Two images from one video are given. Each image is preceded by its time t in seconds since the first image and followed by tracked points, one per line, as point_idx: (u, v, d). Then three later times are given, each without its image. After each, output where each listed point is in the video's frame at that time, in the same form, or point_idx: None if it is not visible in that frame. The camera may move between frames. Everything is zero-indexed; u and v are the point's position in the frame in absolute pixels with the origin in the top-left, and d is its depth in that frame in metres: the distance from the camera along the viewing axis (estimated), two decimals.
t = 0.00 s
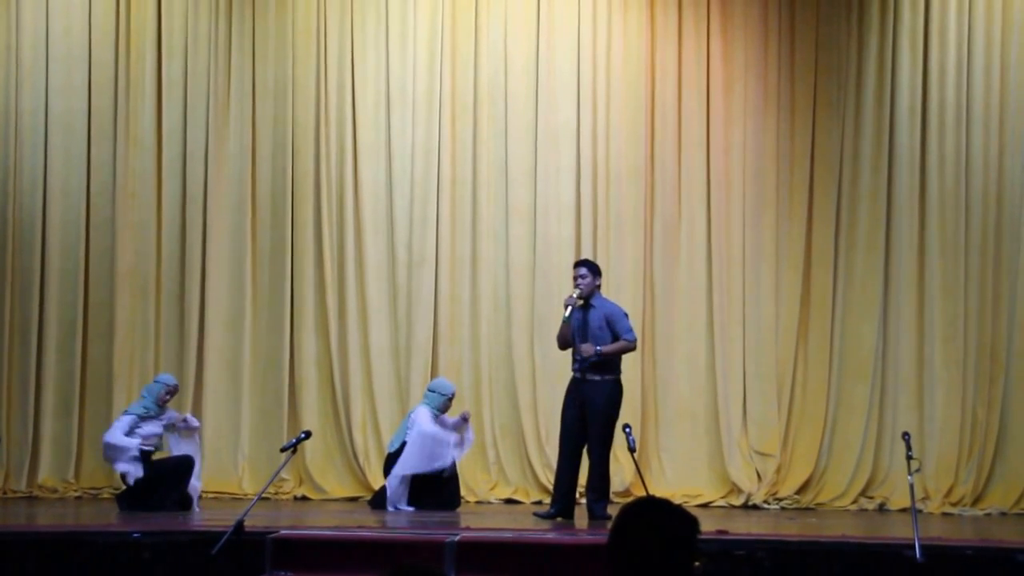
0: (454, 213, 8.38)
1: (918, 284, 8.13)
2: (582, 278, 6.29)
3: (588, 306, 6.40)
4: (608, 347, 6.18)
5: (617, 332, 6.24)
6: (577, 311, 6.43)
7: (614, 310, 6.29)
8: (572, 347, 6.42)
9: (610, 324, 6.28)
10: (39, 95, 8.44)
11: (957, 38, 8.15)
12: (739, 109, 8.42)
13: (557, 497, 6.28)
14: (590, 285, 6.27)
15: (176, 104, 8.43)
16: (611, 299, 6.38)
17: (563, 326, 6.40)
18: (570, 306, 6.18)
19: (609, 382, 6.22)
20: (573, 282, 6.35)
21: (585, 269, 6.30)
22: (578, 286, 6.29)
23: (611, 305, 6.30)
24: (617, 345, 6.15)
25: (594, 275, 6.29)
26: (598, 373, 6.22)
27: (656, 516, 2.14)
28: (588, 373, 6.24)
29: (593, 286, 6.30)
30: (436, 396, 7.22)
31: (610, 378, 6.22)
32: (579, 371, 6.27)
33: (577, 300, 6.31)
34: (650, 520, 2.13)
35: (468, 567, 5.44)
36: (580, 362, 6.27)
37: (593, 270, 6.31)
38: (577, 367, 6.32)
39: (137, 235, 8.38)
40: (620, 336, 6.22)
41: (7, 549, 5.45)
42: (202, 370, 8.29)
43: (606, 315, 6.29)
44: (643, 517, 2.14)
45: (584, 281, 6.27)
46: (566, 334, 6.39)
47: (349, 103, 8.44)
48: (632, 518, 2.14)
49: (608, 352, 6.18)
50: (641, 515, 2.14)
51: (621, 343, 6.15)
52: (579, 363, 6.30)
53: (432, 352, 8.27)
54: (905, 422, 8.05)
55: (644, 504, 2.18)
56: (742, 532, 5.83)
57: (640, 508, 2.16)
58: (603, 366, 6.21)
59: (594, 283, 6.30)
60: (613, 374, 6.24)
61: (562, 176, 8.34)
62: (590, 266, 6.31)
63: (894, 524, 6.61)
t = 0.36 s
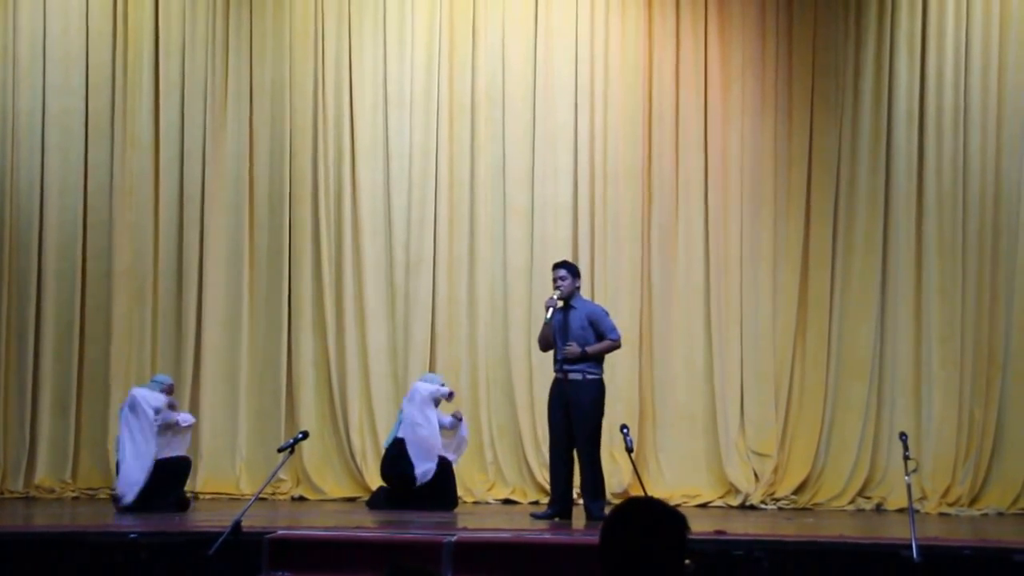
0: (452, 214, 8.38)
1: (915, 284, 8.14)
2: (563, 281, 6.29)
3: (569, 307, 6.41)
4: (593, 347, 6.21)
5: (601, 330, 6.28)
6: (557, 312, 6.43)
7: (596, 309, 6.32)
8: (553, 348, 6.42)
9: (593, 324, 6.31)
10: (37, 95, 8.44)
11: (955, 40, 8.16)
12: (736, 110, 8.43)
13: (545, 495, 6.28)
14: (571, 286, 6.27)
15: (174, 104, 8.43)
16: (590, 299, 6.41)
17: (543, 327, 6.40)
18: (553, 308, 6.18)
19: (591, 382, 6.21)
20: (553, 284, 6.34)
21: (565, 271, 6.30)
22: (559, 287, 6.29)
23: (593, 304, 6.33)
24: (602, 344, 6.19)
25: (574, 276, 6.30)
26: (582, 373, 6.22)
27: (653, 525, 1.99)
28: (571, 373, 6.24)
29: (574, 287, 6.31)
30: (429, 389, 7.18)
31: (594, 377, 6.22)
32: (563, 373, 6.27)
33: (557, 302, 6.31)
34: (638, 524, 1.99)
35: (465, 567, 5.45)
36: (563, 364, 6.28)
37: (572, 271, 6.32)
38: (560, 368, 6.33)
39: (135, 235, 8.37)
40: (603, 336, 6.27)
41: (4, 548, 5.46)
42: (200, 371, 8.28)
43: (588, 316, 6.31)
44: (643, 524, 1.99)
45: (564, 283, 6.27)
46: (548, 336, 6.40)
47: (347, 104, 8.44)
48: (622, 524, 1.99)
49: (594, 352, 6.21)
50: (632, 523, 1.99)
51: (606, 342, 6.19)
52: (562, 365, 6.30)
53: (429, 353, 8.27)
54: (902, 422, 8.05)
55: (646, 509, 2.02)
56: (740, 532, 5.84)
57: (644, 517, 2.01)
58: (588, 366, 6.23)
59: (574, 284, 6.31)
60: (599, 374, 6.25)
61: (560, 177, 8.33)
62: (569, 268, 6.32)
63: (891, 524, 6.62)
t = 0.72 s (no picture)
0: (449, 212, 8.37)
1: (912, 283, 8.15)
2: (542, 281, 6.31)
3: (549, 308, 6.42)
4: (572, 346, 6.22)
5: (580, 330, 6.29)
6: (537, 313, 6.44)
7: (575, 310, 6.34)
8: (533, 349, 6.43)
9: (572, 324, 6.32)
10: (34, 94, 8.43)
11: (952, 40, 8.19)
12: (734, 109, 8.43)
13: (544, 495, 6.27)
14: (551, 286, 6.29)
15: (171, 103, 8.42)
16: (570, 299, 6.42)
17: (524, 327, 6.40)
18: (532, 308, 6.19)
19: (570, 381, 6.23)
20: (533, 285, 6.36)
21: (544, 272, 6.32)
22: (539, 288, 6.31)
23: (572, 305, 6.34)
24: (581, 344, 6.20)
25: (554, 277, 6.32)
26: (562, 372, 6.23)
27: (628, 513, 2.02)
28: (550, 372, 6.25)
29: (553, 287, 6.33)
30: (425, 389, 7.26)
31: (572, 376, 6.23)
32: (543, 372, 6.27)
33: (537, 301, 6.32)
34: (610, 521, 2.02)
35: (463, 566, 5.46)
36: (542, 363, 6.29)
37: (553, 271, 6.35)
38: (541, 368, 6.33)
39: (132, 234, 8.37)
40: (583, 336, 6.28)
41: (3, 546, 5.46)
42: (197, 370, 8.28)
43: (567, 316, 6.32)
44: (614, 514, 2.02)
45: (544, 283, 6.28)
46: (528, 336, 6.41)
47: (344, 104, 8.43)
48: (591, 518, 2.02)
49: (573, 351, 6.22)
50: (610, 515, 2.01)
51: (585, 342, 6.20)
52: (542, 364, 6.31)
53: (427, 352, 8.27)
54: (899, 421, 8.06)
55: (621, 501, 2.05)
56: (737, 531, 5.84)
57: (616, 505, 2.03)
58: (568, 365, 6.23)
59: (553, 284, 6.32)
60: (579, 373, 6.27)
61: (558, 176, 8.33)
62: (549, 268, 6.34)
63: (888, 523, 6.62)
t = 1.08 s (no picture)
0: (447, 211, 8.37)
1: (910, 282, 8.15)
2: (530, 279, 6.36)
3: (535, 306, 6.45)
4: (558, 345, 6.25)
5: (567, 329, 6.31)
6: (525, 311, 6.47)
7: (561, 309, 6.37)
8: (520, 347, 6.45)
9: (558, 323, 6.35)
10: (31, 92, 8.42)
11: (950, 38, 8.19)
12: (732, 108, 8.43)
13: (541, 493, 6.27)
14: (538, 284, 6.34)
15: (169, 102, 8.41)
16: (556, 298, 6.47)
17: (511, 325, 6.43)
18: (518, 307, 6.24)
19: (557, 378, 6.24)
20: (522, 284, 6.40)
21: (532, 270, 6.37)
22: (526, 285, 6.35)
23: (559, 303, 6.38)
24: (567, 342, 6.22)
25: (541, 275, 6.38)
26: (548, 370, 6.26)
27: (626, 512, 2.06)
28: (537, 370, 6.28)
29: (540, 285, 6.37)
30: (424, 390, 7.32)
31: (560, 374, 6.25)
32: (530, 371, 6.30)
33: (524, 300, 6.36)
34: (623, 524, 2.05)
35: (460, 565, 5.46)
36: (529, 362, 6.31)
37: (540, 270, 6.40)
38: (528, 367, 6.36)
39: (130, 232, 8.36)
40: (569, 334, 6.30)
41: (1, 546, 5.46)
42: (195, 369, 8.28)
43: (554, 315, 6.35)
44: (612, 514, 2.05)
45: (531, 281, 6.33)
46: (514, 334, 6.43)
47: (342, 102, 8.43)
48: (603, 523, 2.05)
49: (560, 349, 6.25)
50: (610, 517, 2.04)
51: (571, 340, 6.23)
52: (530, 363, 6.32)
53: (424, 351, 8.27)
54: (897, 420, 8.07)
55: (620, 501, 2.08)
56: (735, 530, 5.84)
57: (616, 505, 2.07)
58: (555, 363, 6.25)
59: (541, 282, 6.38)
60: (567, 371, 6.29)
61: (555, 174, 8.33)
62: (536, 267, 6.39)
63: (886, 522, 6.63)
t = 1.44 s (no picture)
0: (445, 209, 8.37)
1: (908, 279, 8.16)
2: (520, 278, 6.40)
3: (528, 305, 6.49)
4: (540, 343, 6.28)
5: (551, 326, 6.32)
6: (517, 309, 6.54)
7: (548, 307, 6.37)
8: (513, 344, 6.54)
9: (544, 320, 6.37)
10: (28, 90, 8.40)
11: (947, 36, 8.19)
12: (730, 105, 8.42)
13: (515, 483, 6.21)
14: (528, 282, 6.38)
15: (167, 100, 8.41)
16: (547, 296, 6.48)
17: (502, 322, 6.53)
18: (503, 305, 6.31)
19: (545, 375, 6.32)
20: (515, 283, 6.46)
21: (522, 269, 6.41)
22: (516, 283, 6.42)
23: (546, 300, 6.40)
24: (549, 338, 6.24)
25: (532, 273, 6.41)
26: (536, 368, 6.32)
27: (619, 506, 2.06)
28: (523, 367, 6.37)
29: (530, 284, 6.41)
30: (424, 392, 7.18)
31: (546, 371, 6.32)
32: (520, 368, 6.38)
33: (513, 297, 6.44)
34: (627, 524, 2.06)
35: (458, 563, 5.47)
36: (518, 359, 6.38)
37: (532, 268, 6.44)
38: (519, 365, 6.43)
39: (128, 230, 8.36)
40: (552, 332, 6.31)
41: None
42: (192, 367, 8.27)
43: (541, 312, 6.37)
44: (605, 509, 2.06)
45: (520, 280, 6.39)
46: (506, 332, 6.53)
47: (339, 99, 8.43)
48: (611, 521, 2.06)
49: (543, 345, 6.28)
50: (608, 512, 2.03)
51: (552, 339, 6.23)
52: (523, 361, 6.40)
53: (422, 348, 8.27)
54: (894, 418, 8.08)
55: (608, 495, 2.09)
56: (732, 527, 5.85)
57: (605, 500, 2.07)
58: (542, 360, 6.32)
59: (531, 280, 6.41)
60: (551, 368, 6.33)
61: (553, 172, 8.33)
62: (527, 266, 6.42)
63: (884, 519, 6.64)
